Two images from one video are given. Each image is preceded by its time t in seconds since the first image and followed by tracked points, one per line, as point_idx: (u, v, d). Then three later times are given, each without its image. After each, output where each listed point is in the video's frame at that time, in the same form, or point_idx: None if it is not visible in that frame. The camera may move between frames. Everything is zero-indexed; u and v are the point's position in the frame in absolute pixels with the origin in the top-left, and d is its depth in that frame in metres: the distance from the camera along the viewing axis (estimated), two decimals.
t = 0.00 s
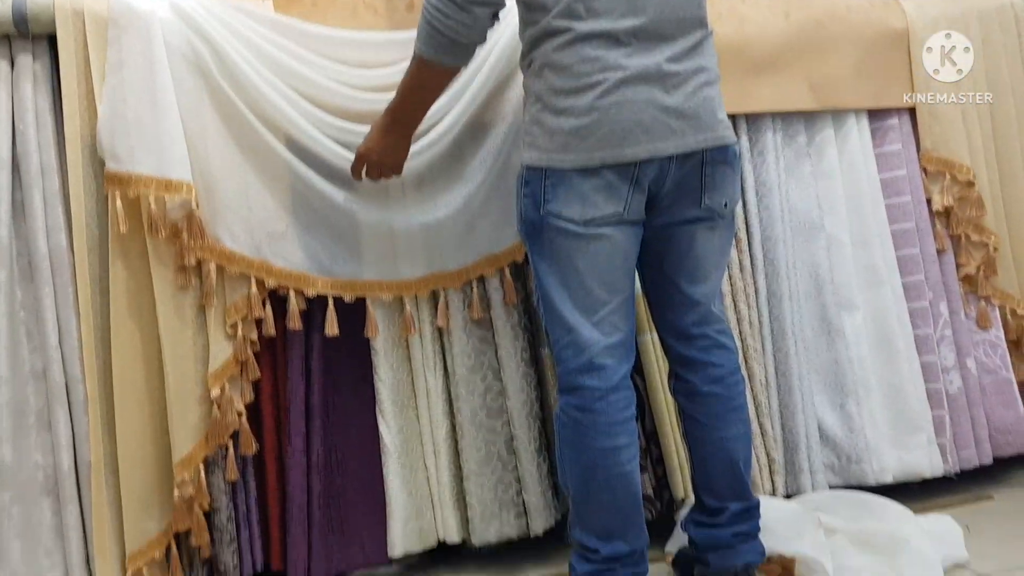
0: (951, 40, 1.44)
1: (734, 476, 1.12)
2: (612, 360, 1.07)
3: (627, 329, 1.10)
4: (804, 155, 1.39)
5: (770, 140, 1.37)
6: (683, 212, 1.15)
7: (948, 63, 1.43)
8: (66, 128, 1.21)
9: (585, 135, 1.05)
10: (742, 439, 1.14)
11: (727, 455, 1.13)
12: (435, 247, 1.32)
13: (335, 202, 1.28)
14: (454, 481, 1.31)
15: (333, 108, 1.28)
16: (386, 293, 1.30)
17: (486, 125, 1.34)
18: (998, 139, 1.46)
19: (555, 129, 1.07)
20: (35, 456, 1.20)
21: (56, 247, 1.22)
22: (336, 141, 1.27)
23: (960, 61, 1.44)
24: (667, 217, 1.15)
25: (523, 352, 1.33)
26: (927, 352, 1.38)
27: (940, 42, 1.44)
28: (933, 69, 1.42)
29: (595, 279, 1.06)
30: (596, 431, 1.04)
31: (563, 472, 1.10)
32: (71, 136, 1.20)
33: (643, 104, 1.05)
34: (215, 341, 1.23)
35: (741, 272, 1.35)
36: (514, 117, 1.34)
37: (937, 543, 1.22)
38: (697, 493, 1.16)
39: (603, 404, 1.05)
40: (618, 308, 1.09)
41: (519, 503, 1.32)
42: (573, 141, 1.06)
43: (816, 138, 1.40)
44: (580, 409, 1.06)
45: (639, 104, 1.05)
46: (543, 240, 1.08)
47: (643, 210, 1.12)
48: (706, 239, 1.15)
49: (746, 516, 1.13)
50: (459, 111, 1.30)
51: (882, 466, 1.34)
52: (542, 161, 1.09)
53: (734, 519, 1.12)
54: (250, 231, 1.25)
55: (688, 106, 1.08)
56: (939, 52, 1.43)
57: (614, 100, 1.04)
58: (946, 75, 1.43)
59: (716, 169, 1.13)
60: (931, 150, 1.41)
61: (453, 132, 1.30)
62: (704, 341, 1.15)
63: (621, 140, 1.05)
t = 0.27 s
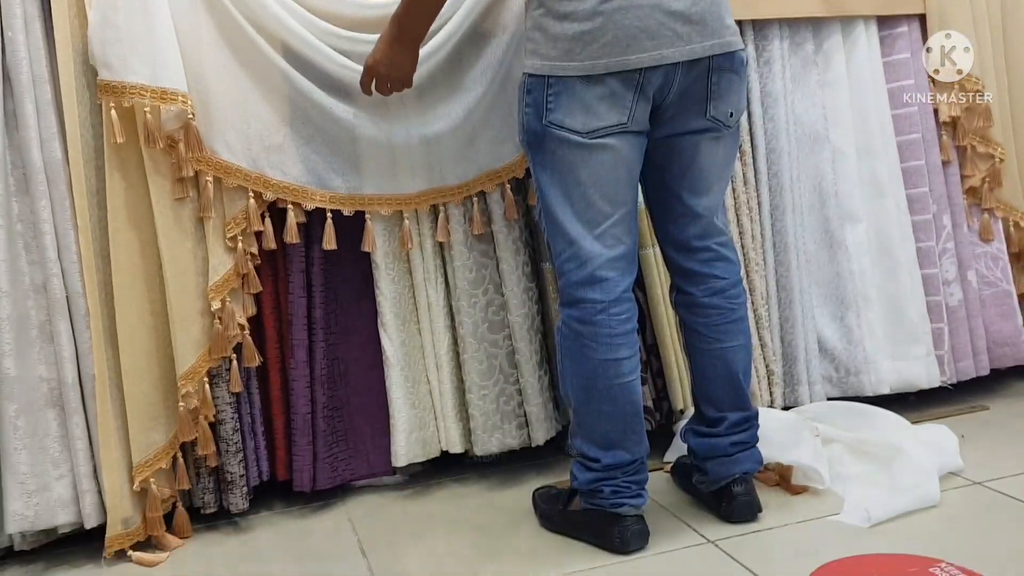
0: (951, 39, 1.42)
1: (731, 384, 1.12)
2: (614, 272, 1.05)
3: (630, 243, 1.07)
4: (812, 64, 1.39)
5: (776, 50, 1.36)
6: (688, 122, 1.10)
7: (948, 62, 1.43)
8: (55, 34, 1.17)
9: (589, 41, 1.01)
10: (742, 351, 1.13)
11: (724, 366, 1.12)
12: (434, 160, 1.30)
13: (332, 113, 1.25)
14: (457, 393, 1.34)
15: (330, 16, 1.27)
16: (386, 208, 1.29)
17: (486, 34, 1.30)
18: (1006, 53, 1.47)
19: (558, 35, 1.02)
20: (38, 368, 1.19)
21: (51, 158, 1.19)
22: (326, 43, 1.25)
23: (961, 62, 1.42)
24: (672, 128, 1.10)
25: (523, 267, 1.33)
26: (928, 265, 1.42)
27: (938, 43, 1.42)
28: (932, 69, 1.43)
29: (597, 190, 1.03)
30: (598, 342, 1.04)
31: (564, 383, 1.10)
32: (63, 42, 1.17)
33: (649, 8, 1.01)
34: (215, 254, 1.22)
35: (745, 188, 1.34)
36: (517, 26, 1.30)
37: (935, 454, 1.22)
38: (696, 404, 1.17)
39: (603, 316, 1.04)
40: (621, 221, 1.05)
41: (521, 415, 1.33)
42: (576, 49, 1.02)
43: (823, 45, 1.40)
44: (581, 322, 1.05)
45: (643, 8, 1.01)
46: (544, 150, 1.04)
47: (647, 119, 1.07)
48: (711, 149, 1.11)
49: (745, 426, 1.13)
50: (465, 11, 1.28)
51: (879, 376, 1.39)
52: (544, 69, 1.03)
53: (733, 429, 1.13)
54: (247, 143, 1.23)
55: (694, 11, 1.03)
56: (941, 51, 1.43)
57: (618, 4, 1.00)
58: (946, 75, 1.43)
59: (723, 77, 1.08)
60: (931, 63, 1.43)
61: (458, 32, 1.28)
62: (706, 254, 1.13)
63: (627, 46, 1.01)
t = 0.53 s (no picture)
0: (951, 40, 1.41)
1: (733, 372, 1.12)
2: (616, 261, 1.05)
3: (631, 231, 1.06)
4: (810, 50, 1.39)
5: (775, 36, 1.36)
6: (690, 110, 1.09)
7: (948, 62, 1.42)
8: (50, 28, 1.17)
9: (590, 29, 1.00)
10: (745, 339, 1.13)
11: (728, 354, 1.12)
12: (432, 151, 1.30)
13: (330, 105, 1.25)
14: (458, 384, 1.34)
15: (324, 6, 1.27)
16: (384, 198, 1.29)
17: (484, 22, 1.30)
18: (1006, 38, 1.47)
19: (558, 24, 1.02)
20: (38, 363, 1.19)
21: (48, 151, 1.18)
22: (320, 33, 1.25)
23: (960, 61, 1.42)
24: (674, 115, 1.10)
25: (523, 257, 1.33)
26: (929, 251, 1.42)
27: (938, 43, 1.42)
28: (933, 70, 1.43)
29: (598, 178, 1.03)
30: (600, 331, 1.03)
31: (567, 373, 1.09)
32: (58, 35, 1.17)
33: None
34: (214, 247, 1.22)
35: (744, 177, 1.34)
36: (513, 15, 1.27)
37: (936, 441, 1.22)
38: (698, 392, 1.18)
39: (606, 305, 1.04)
40: (622, 210, 1.05)
41: (522, 405, 1.34)
42: (577, 37, 1.01)
43: (821, 31, 1.40)
44: (584, 311, 1.05)
45: None
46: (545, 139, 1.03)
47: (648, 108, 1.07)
48: (714, 137, 1.10)
49: (746, 414, 1.13)
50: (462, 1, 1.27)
51: (880, 362, 1.40)
52: (544, 58, 1.03)
53: (734, 417, 1.13)
54: (244, 135, 1.23)
55: None
56: (941, 51, 1.42)
57: None
58: (945, 75, 1.42)
59: (725, 64, 1.07)
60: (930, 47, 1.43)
61: (455, 24, 1.28)
62: (709, 242, 1.12)
63: (628, 34, 1.00)
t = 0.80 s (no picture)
0: (952, 40, 1.41)
1: (733, 373, 1.11)
2: (616, 264, 1.04)
3: (631, 233, 1.06)
4: (809, 50, 1.39)
5: (774, 36, 1.36)
6: (688, 112, 1.08)
7: (948, 63, 1.42)
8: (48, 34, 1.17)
9: (587, 31, 1.00)
10: (745, 341, 1.12)
11: (729, 357, 1.12)
12: (433, 153, 1.30)
13: (330, 108, 1.25)
14: (458, 387, 1.34)
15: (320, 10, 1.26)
16: (384, 201, 1.28)
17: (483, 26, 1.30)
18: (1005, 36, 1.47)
19: (555, 26, 1.01)
20: (39, 369, 1.19)
21: (46, 157, 1.18)
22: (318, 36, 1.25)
23: (960, 62, 1.41)
24: (671, 117, 1.09)
25: (523, 259, 1.33)
26: (929, 250, 1.42)
27: (938, 43, 1.42)
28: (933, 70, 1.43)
29: (597, 181, 1.02)
30: (601, 335, 1.03)
31: (568, 377, 1.09)
32: (55, 41, 1.17)
33: None
34: (214, 252, 1.22)
35: (744, 177, 1.34)
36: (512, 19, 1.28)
37: (939, 442, 1.22)
38: (699, 394, 1.18)
39: (606, 308, 1.03)
40: (622, 212, 1.04)
41: (523, 407, 1.34)
42: (574, 39, 1.00)
43: (820, 31, 1.40)
44: (584, 314, 1.04)
45: None
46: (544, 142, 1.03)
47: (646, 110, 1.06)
48: (712, 139, 1.10)
49: (747, 415, 1.13)
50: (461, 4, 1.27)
51: (881, 362, 1.40)
52: (542, 60, 1.02)
53: (736, 419, 1.13)
54: (244, 140, 1.23)
55: None
56: (941, 51, 1.42)
57: None
58: (945, 75, 1.42)
59: (723, 65, 1.07)
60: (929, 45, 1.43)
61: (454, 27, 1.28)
62: (708, 244, 1.12)
63: (625, 35, 1.00)
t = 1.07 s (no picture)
0: (952, 40, 1.41)
1: (729, 378, 1.12)
2: (608, 268, 1.04)
3: (622, 236, 1.06)
4: (806, 53, 1.39)
5: (771, 40, 1.36)
6: (678, 117, 1.08)
7: (948, 63, 1.42)
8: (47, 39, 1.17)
9: (572, 37, 0.99)
10: (739, 344, 1.12)
11: (722, 361, 1.12)
12: (434, 157, 1.30)
13: (330, 113, 1.25)
14: (457, 391, 1.34)
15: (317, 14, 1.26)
16: (382, 205, 1.28)
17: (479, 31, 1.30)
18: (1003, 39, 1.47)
19: (540, 31, 1.01)
20: (38, 374, 1.19)
21: (45, 162, 1.18)
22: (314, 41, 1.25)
23: (960, 62, 1.42)
24: (658, 123, 1.09)
25: (522, 263, 1.33)
26: (927, 253, 1.42)
27: (939, 43, 1.42)
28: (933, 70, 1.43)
29: (586, 186, 1.02)
30: (593, 340, 1.03)
31: (562, 381, 1.09)
32: (54, 46, 1.17)
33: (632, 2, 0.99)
34: (213, 256, 1.22)
35: (742, 180, 1.34)
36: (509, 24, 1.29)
37: (939, 444, 1.22)
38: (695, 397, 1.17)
39: (598, 313, 1.03)
40: (612, 216, 1.04)
41: (522, 410, 1.34)
42: (559, 44, 1.00)
43: (817, 35, 1.40)
44: (577, 320, 1.04)
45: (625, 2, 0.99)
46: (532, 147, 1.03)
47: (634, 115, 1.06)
48: (701, 143, 1.10)
49: (744, 418, 1.13)
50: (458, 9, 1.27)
51: (880, 365, 1.40)
52: (528, 66, 1.02)
53: (733, 422, 1.13)
54: (243, 144, 1.23)
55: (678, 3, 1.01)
56: (941, 51, 1.42)
57: None
58: (945, 75, 1.42)
59: (711, 70, 1.06)
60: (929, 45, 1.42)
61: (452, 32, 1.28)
62: (700, 249, 1.12)
63: (611, 41, 0.99)
